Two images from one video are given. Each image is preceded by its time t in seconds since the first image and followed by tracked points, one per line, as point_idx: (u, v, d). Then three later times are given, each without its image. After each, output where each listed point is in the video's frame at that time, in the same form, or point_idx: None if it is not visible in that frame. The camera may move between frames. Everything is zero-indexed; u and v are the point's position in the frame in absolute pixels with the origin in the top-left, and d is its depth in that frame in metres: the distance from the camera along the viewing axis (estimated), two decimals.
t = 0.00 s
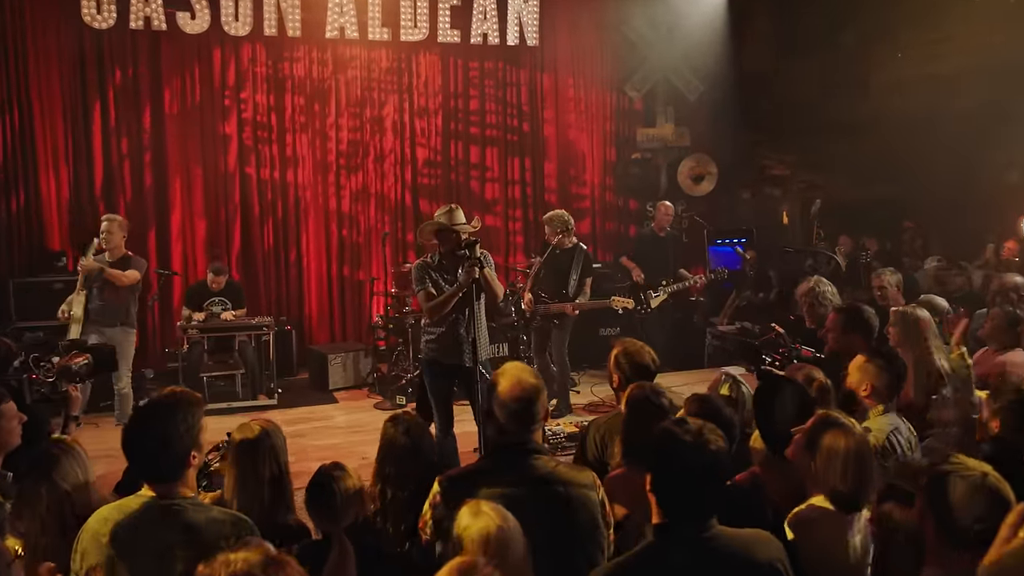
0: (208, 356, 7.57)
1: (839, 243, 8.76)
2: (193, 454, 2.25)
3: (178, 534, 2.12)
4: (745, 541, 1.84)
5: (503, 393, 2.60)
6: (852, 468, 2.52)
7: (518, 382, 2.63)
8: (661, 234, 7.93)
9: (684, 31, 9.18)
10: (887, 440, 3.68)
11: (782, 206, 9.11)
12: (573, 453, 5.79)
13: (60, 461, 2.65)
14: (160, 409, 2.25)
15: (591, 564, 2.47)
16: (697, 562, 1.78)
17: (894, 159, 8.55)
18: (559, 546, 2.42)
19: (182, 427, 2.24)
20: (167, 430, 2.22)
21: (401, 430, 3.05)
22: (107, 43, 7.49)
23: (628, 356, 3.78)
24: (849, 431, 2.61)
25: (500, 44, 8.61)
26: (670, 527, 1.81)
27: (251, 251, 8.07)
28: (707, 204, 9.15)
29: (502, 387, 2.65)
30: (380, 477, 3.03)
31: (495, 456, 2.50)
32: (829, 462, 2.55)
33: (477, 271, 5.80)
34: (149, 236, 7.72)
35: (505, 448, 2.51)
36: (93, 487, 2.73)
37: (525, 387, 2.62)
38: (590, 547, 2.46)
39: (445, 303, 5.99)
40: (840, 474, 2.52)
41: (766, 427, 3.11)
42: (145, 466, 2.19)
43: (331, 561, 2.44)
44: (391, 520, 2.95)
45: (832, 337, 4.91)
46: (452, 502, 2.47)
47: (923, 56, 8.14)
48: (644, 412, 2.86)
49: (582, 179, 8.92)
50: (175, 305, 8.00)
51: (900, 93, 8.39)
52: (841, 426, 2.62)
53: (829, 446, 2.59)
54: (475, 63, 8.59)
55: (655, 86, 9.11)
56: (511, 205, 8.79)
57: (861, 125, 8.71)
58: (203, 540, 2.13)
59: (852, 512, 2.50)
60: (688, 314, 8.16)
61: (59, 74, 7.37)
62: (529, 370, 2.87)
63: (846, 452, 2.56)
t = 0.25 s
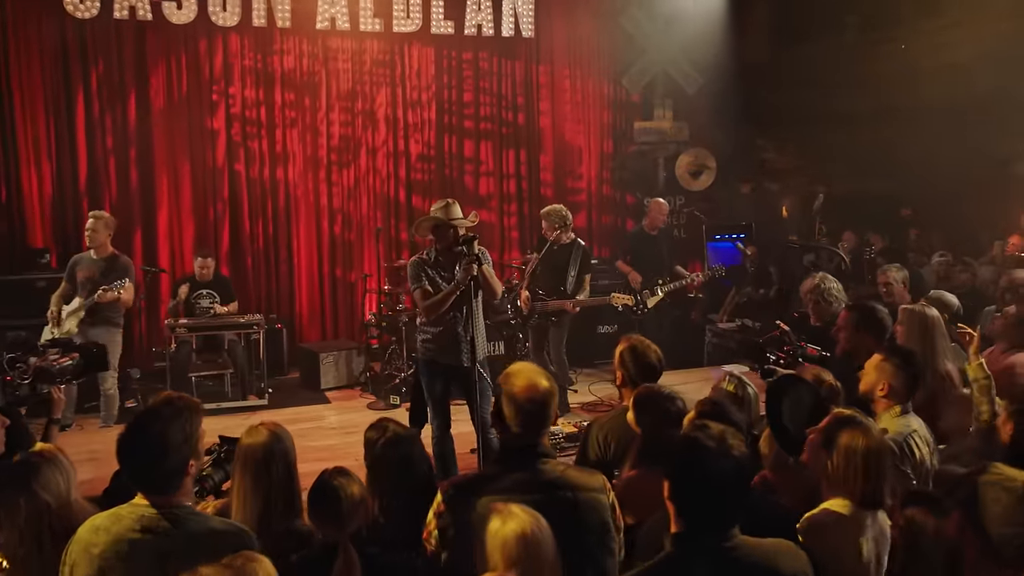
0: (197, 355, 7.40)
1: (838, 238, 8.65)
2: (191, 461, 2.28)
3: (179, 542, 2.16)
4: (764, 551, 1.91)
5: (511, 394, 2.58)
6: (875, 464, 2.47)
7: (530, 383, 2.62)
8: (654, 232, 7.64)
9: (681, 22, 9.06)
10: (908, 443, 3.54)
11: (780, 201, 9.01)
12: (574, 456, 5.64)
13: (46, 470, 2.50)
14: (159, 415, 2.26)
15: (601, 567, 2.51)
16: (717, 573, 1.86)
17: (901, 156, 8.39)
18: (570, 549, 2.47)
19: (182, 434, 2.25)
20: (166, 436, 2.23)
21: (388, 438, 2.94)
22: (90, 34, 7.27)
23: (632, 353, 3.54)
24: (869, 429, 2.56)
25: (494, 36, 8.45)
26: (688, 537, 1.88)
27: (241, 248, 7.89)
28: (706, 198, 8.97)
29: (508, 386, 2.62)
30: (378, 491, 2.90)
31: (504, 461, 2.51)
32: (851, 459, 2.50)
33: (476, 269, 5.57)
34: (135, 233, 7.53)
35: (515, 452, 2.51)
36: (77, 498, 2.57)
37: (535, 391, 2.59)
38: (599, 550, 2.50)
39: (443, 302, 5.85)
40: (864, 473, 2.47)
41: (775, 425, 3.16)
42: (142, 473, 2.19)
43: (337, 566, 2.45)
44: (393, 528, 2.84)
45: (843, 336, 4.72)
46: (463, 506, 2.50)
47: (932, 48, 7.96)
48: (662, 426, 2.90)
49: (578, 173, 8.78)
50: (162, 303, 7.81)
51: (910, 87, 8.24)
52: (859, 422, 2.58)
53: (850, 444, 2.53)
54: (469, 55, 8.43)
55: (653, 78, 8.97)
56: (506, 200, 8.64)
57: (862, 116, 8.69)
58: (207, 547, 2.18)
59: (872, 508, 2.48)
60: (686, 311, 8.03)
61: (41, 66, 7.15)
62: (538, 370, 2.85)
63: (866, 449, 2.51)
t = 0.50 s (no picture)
0: (184, 353, 7.23)
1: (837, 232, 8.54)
2: (184, 466, 2.26)
3: (173, 548, 2.13)
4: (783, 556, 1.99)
5: (516, 401, 2.49)
6: (884, 463, 2.38)
7: (534, 386, 2.52)
8: (648, 227, 7.37)
9: (678, 13, 9.05)
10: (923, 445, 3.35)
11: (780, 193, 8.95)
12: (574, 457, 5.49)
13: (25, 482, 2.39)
14: (152, 418, 2.26)
15: None
16: None
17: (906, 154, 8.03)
18: (579, 560, 2.33)
19: (175, 438, 2.24)
20: (157, 440, 2.22)
21: (386, 440, 2.71)
22: (73, 23, 7.07)
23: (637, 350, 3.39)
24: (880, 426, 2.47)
25: (488, 27, 8.37)
26: (706, 543, 1.97)
27: (230, 244, 7.72)
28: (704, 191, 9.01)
29: (511, 393, 2.53)
30: (379, 493, 2.69)
31: (508, 467, 2.39)
32: (859, 458, 2.41)
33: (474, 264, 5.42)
34: (121, 229, 7.35)
35: (521, 458, 2.39)
36: (62, 507, 2.46)
37: (540, 391, 2.52)
38: (611, 559, 2.36)
39: (441, 299, 5.67)
40: (874, 472, 2.38)
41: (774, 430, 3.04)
42: (134, 477, 2.18)
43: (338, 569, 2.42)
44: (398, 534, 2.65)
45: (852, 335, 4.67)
46: (468, 516, 2.38)
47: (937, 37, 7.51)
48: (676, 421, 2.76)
49: (574, 165, 8.70)
50: (149, 299, 7.65)
51: (911, 79, 7.85)
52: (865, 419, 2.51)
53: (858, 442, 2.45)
54: (462, 46, 8.31)
55: (650, 68, 8.95)
56: (500, 194, 8.52)
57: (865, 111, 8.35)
58: (199, 553, 2.15)
59: (887, 514, 2.37)
60: (684, 307, 7.90)
61: (23, 56, 6.95)
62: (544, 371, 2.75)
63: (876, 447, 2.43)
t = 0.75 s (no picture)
0: (170, 352, 7.05)
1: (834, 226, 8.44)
2: (178, 472, 2.07)
3: (166, 561, 1.97)
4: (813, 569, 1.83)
5: (523, 399, 2.29)
6: (902, 462, 2.34)
7: (545, 386, 2.32)
8: (648, 220, 7.19)
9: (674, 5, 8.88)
10: (940, 444, 3.21)
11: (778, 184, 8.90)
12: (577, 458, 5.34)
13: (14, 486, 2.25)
14: (139, 420, 2.07)
15: None
16: None
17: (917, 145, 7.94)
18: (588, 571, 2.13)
19: (163, 442, 2.05)
20: (145, 444, 2.03)
21: (393, 437, 2.58)
22: (54, 13, 6.88)
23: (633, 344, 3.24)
24: (897, 421, 2.43)
25: (480, 16, 8.23)
26: (729, 552, 1.82)
27: (216, 239, 7.55)
28: (702, 185, 9.02)
29: (521, 391, 2.32)
30: (382, 490, 2.55)
31: (517, 470, 2.20)
32: (877, 460, 2.37)
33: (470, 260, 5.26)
34: (104, 224, 7.17)
35: (529, 461, 2.21)
36: (51, 514, 2.32)
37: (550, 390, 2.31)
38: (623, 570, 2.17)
39: (436, 296, 5.50)
40: (892, 475, 2.34)
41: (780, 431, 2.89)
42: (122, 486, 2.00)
43: None
44: (398, 541, 2.51)
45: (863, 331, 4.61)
46: (469, 522, 2.18)
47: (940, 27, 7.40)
48: (693, 413, 2.58)
49: (568, 157, 8.55)
50: (133, 296, 7.45)
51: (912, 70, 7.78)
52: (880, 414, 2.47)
53: (875, 441, 2.42)
54: (454, 36, 8.18)
55: (646, 58, 8.80)
56: (494, 187, 8.38)
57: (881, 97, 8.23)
58: (195, 566, 1.99)
59: (911, 514, 2.32)
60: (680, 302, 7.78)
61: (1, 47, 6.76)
62: (555, 373, 2.59)
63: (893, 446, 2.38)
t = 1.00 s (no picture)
0: (153, 350, 6.87)
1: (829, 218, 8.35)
2: (168, 479, 1.91)
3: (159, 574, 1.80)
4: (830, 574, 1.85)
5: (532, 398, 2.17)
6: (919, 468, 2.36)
7: (554, 383, 2.20)
8: (647, 215, 7.09)
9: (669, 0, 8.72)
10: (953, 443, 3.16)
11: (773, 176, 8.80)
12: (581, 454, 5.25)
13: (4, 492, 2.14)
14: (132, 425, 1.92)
15: None
16: None
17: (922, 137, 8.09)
18: None
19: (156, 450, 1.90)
20: (136, 453, 1.88)
21: (404, 437, 2.67)
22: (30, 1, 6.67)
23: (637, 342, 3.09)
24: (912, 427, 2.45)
25: (471, 4, 8.08)
26: (750, 560, 1.84)
27: (200, 233, 7.38)
28: (697, 177, 8.91)
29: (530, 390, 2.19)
30: (390, 489, 2.64)
31: (522, 472, 2.08)
32: (894, 465, 2.39)
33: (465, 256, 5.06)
34: (84, 218, 6.98)
35: (533, 466, 2.08)
36: (41, 522, 2.22)
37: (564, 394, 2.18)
38: None
39: (430, 292, 5.27)
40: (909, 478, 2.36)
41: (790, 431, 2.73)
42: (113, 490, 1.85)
43: None
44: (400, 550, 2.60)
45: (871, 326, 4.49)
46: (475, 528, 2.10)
47: (941, 17, 7.49)
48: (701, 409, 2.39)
49: (560, 147, 8.42)
50: (115, 294, 7.24)
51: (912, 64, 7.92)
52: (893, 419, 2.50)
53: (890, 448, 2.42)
54: (443, 26, 8.04)
55: (641, 48, 8.65)
56: (484, 180, 8.26)
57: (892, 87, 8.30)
58: None
59: (929, 518, 2.35)
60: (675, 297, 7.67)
61: None
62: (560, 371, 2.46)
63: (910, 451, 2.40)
